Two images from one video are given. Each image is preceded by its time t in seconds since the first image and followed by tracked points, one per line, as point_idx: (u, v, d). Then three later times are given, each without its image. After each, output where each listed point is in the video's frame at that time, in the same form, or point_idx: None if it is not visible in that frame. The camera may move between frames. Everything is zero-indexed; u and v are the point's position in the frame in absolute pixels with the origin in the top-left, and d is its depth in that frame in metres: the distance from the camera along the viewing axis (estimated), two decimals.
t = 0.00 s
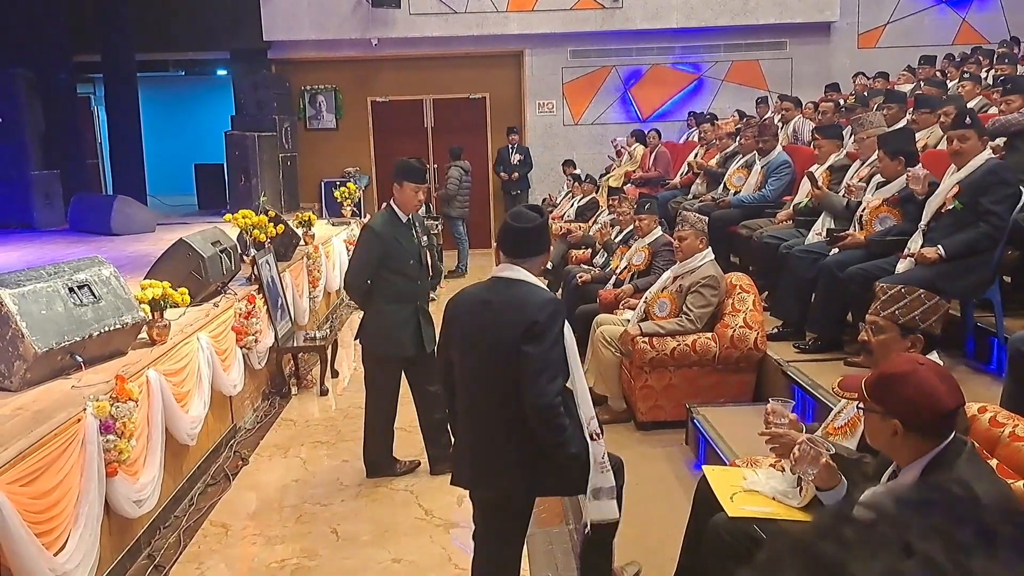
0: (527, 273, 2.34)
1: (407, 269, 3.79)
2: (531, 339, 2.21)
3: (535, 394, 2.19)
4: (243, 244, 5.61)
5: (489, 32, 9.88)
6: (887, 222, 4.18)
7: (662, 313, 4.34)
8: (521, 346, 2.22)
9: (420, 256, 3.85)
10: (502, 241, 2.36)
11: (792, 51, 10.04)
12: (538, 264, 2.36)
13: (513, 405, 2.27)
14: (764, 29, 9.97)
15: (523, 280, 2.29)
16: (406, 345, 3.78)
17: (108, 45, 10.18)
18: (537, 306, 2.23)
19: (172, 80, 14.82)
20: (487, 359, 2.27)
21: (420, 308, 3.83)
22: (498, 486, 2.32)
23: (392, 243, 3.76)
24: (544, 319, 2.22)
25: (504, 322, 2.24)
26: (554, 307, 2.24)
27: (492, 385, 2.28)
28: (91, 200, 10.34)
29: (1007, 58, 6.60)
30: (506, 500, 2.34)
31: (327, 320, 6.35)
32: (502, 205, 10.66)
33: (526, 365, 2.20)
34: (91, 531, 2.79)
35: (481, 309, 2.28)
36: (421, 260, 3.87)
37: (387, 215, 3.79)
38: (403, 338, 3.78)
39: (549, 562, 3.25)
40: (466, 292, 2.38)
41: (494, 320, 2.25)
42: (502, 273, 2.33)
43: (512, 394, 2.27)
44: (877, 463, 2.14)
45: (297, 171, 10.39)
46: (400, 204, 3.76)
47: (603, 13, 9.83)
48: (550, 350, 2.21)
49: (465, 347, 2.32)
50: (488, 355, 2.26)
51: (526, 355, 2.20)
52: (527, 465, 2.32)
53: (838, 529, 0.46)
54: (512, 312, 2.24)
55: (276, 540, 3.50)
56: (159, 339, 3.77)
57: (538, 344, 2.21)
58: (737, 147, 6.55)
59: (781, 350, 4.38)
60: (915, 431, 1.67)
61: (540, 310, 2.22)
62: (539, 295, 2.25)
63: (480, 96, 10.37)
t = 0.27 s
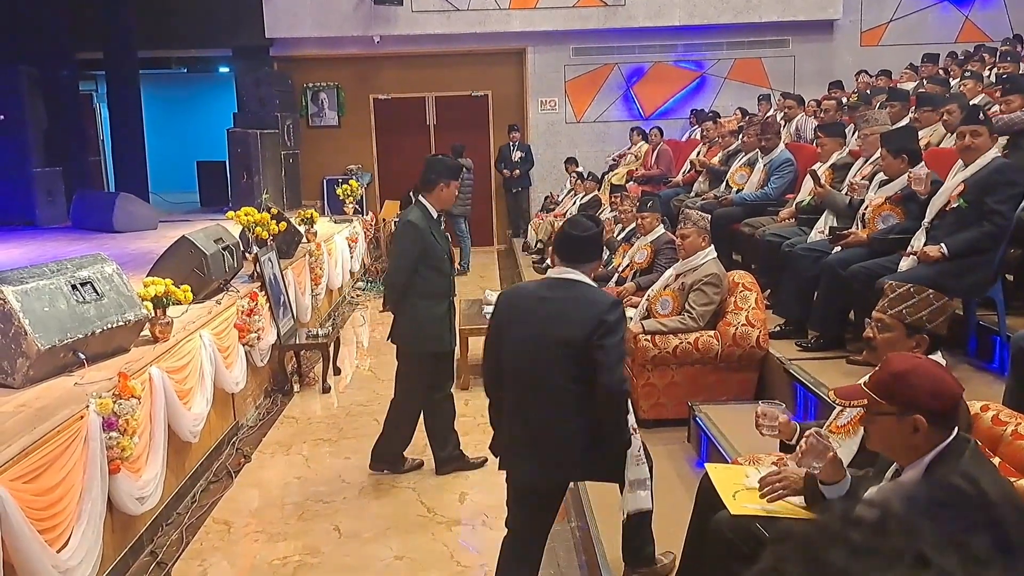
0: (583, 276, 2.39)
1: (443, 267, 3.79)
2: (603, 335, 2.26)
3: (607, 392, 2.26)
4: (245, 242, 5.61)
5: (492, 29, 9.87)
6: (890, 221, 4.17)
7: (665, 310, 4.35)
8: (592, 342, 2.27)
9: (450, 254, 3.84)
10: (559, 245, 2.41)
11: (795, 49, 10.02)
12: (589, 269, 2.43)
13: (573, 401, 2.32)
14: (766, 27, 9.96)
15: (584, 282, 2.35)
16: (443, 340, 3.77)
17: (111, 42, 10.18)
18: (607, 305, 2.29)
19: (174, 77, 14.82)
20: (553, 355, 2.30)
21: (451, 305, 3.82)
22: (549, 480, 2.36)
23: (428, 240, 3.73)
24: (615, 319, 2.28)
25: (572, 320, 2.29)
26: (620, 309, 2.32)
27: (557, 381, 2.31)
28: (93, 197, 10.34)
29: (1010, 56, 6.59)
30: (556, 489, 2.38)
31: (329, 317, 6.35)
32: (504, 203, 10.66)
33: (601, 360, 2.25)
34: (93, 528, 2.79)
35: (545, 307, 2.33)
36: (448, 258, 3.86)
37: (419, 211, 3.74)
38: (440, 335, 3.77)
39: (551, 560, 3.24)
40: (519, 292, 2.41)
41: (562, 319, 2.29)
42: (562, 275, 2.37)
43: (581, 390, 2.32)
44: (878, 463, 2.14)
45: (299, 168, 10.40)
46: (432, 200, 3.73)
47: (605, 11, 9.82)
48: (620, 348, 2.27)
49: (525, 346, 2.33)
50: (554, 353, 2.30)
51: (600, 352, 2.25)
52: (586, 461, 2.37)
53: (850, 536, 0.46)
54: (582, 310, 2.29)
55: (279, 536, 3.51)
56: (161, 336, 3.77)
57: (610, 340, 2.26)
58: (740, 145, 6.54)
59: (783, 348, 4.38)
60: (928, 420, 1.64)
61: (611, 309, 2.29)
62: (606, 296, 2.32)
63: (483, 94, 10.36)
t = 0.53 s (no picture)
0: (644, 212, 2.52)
1: (474, 257, 3.77)
2: (660, 271, 2.39)
3: (656, 325, 2.39)
4: (248, 239, 5.61)
5: (494, 26, 9.87)
6: (892, 218, 4.19)
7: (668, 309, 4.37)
8: (649, 275, 2.40)
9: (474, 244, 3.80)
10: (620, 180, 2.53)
11: (798, 47, 10.01)
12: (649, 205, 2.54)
13: (622, 332, 2.46)
14: (769, 24, 9.94)
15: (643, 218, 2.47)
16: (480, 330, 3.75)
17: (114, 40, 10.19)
18: (665, 242, 2.42)
19: (176, 74, 14.82)
20: (611, 286, 2.45)
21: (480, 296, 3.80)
22: (587, 403, 2.50)
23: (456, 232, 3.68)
24: (672, 255, 2.41)
25: (632, 253, 2.42)
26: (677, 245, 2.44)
27: (614, 312, 2.45)
28: (96, 194, 10.35)
29: (1012, 54, 6.58)
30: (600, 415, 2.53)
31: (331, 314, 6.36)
32: (506, 201, 10.65)
33: (657, 293, 2.38)
34: (96, 525, 2.80)
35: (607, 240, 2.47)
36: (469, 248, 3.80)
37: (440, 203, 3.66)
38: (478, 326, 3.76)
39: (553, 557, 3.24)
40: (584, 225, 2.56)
41: (622, 252, 2.44)
42: (623, 211, 2.50)
43: (634, 321, 2.46)
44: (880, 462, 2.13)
45: (301, 166, 10.41)
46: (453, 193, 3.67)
47: (608, 8, 9.80)
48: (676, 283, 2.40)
49: (583, 274, 2.49)
50: (610, 284, 2.45)
51: (657, 286, 2.39)
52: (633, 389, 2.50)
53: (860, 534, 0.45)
54: (641, 245, 2.42)
55: (281, 534, 3.51)
56: (163, 333, 3.77)
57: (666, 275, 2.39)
58: (742, 143, 6.53)
59: (785, 345, 4.37)
60: (931, 418, 1.64)
61: (669, 246, 2.41)
62: (665, 234, 2.43)
63: (485, 91, 10.36)
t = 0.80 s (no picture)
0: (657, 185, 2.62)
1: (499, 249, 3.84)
2: (682, 243, 2.50)
3: (682, 297, 2.50)
4: (250, 235, 5.61)
5: (497, 23, 9.85)
6: (895, 216, 4.19)
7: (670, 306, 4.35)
8: (671, 248, 2.51)
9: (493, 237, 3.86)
10: (630, 155, 2.62)
11: (801, 44, 9.98)
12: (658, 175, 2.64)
13: (648, 304, 2.57)
14: (772, 21, 9.92)
15: (660, 191, 2.57)
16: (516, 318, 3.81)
17: (117, 36, 10.19)
18: (683, 214, 2.52)
19: (179, 69, 14.81)
20: (636, 261, 2.55)
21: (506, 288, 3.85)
22: (618, 375, 2.62)
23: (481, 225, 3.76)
24: (690, 227, 2.51)
25: (653, 228, 2.53)
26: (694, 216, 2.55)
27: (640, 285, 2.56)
28: (99, 189, 10.35)
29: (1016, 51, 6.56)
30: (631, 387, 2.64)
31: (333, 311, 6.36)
32: (508, 198, 10.64)
33: (680, 265, 2.49)
34: (98, 521, 2.80)
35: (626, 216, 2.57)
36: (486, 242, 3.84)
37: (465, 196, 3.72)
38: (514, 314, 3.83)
39: (555, 555, 3.25)
40: (601, 203, 2.66)
41: (644, 227, 2.54)
42: (639, 186, 2.60)
43: (659, 293, 2.57)
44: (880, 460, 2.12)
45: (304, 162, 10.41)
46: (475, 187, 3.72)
47: (611, 5, 9.78)
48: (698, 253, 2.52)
49: (606, 249, 2.60)
50: (636, 260, 2.55)
51: (680, 257, 2.50)
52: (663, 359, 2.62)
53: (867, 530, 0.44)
54: (661, 219, 2.53)
55: (282, 530, 3.52)
56: (166, 329, 3.78)
57: (688, 247, 2.50)
58: (745, 140, 6.52)
59: (787, 342, 4.37)
60: (934, 416, 1.63)
61: (687, 218, 2.52)
62: (681, 206, 2.54)
63: (488, 88, 10.34)
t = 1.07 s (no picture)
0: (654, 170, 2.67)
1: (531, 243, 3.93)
2: (670, 227, 2.55)
3: (679, 280, 2.55)
4: (251, 231, 5.61)
5: (499, 19, 9.84)
6: (897, 213, 4.17)
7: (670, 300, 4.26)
8: (661, 233, 2.57)
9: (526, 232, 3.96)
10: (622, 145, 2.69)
11: (803, 41, 9.95)
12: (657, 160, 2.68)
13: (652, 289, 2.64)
14: (774, 18, 9.90)
15: (652, 176, 2.62)
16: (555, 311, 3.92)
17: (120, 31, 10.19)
18: (671, 197, 2.56)
19: (181, 64, 14.81)
20: (633, 249, 2.64)
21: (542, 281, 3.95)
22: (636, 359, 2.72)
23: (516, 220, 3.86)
24: (678, 209, 2.55)
25: (643, 215, 2.60)
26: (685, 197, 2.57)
27: (639, 272, 2.65)
28: (101, 185, 10.35)
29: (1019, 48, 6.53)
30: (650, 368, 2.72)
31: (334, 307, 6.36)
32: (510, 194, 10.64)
33: (670, 248, 2.55)
34: (98, 517, 2.80)
35: (621, 207, 2.66)
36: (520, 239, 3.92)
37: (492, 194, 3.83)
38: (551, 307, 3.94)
39: (556, 551, 3.24)
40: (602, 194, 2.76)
41: (635, 216, 2.61)
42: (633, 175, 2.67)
43: (658, 278, 2.63)
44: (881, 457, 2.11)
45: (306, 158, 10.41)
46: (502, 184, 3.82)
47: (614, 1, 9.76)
48: (689, 233, 2.55)
49: (609, 239, 2.70)
50: (635, 248, 2.63)
51: (670, 241, 2.55)
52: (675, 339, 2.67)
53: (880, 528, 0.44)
54: (650, 205, 2.59)
55: (283, 526, 3.52)
56: (167, 325, 3.76)
57: (676, 229, 2.55)
58: (747, 137, 6.50)
59: (788, 339, 4.36)
60: (938, 413, 1.62)
61: (675, 200, 2.55)
62: (668, 189, 2.58)
63: (490, 84, 10.33)
